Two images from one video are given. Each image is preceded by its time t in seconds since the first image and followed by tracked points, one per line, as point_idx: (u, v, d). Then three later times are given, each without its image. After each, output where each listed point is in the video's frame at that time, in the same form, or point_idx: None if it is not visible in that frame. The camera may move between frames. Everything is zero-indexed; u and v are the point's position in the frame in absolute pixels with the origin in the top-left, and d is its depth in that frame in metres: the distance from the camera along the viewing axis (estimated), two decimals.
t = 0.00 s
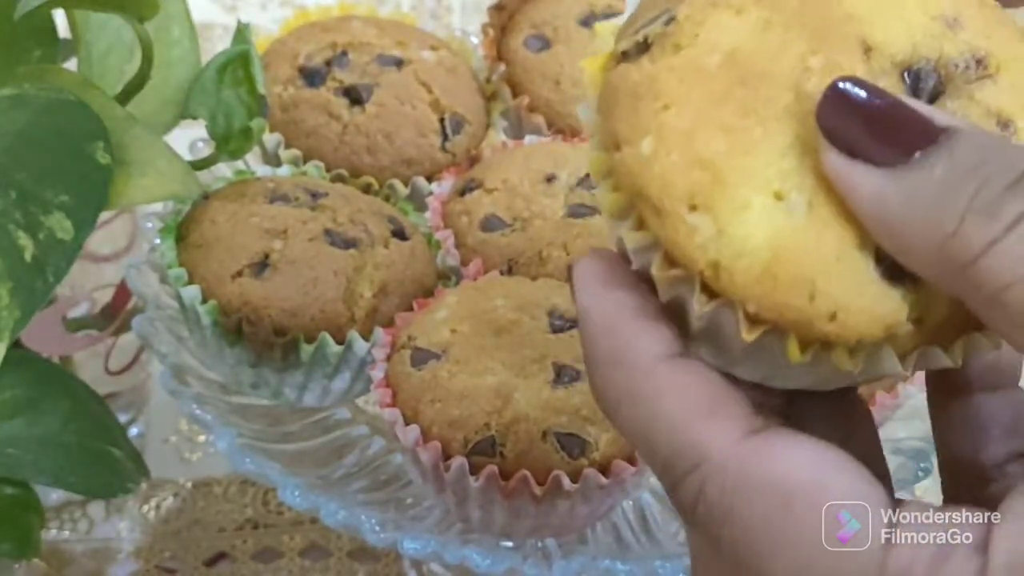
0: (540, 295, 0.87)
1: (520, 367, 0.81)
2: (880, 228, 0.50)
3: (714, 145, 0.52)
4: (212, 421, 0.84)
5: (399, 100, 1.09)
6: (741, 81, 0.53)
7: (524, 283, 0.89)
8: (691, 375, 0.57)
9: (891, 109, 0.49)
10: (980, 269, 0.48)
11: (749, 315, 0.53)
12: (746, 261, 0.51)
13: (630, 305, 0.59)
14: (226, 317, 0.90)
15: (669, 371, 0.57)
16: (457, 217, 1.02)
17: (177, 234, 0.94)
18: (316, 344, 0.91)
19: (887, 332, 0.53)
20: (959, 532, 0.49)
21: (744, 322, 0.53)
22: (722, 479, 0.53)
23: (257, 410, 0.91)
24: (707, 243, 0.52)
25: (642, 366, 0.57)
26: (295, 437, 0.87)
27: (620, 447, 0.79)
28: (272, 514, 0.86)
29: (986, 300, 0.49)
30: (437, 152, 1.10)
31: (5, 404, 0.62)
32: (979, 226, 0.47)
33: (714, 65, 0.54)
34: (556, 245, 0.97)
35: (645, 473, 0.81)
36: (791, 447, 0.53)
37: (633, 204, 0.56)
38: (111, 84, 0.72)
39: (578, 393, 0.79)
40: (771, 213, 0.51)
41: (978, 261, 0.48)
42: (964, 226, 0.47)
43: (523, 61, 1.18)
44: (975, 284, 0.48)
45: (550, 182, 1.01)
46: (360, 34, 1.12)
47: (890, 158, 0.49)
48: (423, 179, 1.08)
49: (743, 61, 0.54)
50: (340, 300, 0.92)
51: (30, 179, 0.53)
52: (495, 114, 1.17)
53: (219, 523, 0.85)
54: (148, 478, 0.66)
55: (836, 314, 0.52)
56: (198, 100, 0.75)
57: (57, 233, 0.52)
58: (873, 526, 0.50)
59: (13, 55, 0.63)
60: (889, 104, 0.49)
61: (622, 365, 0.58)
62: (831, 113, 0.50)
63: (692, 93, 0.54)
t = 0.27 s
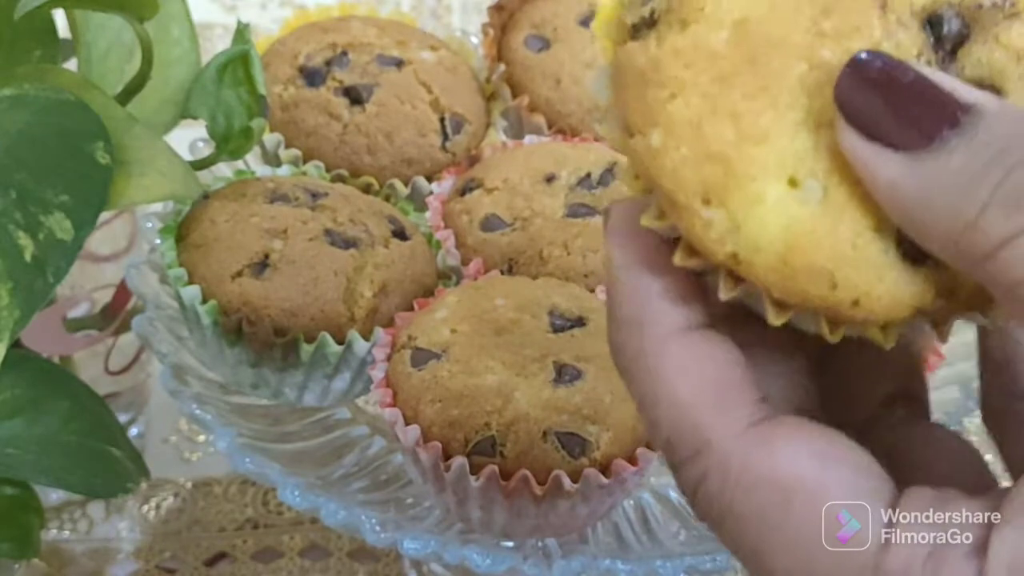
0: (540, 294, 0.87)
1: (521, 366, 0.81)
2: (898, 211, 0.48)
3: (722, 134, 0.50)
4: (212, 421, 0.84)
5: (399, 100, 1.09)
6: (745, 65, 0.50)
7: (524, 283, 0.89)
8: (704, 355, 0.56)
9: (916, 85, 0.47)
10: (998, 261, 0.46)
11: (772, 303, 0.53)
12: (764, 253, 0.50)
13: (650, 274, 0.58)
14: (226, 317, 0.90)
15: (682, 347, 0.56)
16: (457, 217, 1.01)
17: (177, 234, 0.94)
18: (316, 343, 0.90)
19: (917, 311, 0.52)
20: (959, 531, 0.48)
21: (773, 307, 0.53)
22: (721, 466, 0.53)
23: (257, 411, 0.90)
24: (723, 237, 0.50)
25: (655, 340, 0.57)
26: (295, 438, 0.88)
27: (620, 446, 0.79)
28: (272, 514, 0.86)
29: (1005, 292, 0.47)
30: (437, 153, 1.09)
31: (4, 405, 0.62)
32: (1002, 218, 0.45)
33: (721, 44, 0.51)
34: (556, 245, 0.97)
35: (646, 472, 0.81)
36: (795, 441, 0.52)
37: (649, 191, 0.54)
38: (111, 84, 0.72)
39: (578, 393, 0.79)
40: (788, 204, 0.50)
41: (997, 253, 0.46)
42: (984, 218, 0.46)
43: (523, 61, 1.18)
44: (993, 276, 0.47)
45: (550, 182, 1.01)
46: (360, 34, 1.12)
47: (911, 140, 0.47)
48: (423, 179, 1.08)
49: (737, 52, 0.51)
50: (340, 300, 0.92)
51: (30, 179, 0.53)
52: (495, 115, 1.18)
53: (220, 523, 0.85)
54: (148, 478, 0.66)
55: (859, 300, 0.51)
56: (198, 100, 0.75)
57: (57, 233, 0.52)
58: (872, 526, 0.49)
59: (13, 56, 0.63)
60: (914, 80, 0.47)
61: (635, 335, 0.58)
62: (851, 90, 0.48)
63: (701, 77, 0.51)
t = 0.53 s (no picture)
0: (539, 295, 0.87)
1: (521, 367, 0.81)
2: (933, 199, 0.47)
3: (764, 111, 0.49)
4: (213, 421, 0.84)
5: (399, 100, 1.09)
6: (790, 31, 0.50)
7: (524, 283, 0.89)
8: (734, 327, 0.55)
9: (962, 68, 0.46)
10: None
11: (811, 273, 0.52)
12: (805, 231, 0.49)
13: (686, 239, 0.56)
14: (226, 316, 0.90)
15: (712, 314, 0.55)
16: (457, 217, 1.02)
17: (178, 233, 0.95)
18: (316, 343, 0.90)
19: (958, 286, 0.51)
20: (960, 532, 0.48)
21: (807, 277, 0.52)
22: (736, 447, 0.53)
23: (258, 410, 0.91)
24: (762, 216, 0.50)
25: (686, 307, 0.55)
26: (296, 438, 0.88)
27: (619, 446, 0.79)
28: (273, 513, 0.87)
29: None
30: (437, 153, 1.10)
31: (4, 404, 0.63)
32: None
33: (761, 16, 0.50)
34: (556, 245, 0.97)
35: (645, 472, 0.81)
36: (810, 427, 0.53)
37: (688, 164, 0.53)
38: (112, 84, 0.73)
39: (578, 393, 0.79)
40: (828, 178, 0.49)
41: None
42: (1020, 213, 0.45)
43: (523, 61, 1.18)
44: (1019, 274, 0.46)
45: (550, 183, 1.01)
46: (360, 34, 1.13)
47: (949, 125, 0.46)
48: (423, 179, 1.08)
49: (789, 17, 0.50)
50: (341, 300, 0.92)
51: (30, 179, 0.54)
52: (495, 115, 1.18)
53: (220, 522, 0.86)
54: (149, 477, 0.67)
55: (900, 278, 0.49)
56: (198, 100, 0.76)
57: (58, 233, 0.53)
58: (873, 526, 0.50)
59: (15, 56, 0.64)
60: (960, 63, 0.46)
61: (665, 298, 0.56)
62: (895, 69, 0.47)
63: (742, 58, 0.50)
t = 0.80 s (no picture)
0: (539, 295, 0.87)
1: (520, 367, 0.81)
2: (907, 222, 0.49)
3: (731, 159, 0.51)
4: (213, 421, 0.84)
5: (399, 100, 1.09)
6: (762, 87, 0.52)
7: (524, 283, 0.89)
8: (702, 383, 0.55)
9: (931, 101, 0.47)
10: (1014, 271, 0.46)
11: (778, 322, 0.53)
12: (775, 272, 0.51)
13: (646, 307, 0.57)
14: (227, 317, 0.91)
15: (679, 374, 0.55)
16: (457, 217, 1.02)
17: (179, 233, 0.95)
18: (316, 343, 0.91)
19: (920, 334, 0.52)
20: (960, 531, 0.48)
21: (776, 330, 0.52)
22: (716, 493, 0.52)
23: (257, 410, 0.91)
24: (732, 260, 0.51)
25: (650, 361, 0.56)
26: (296, 437, 0.88)
27: (619, 447, 0.79)
28: (273, 513, 0.87)
29: (1017, 301, 0.47)
30: (437, 153, 1.10)
31: (5, 404, 0.63)
32: (1019, 226, 0.45)
33: (728, 75, 0.53)
34: (556, 245, 0.97)
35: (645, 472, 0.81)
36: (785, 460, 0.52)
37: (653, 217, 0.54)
38: (112, 85, 0.73)
39: (578, 393, 0.79)
40: (795, 227, 0.51)
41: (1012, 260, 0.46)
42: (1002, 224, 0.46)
43: (523, 62, 1.18)
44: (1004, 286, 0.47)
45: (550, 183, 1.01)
46: (360, 35, 1.13)
47: (922, 152, 0.47)
48: (423, 180, 1.08)
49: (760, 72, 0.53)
50: (340, 300, 0.92)
51: (31, 179, 0.54)
52: (495, 115, 1.18)
53: (220, 522, 0.86)
54: (149, 477, 0.67)
55: (865, 321, 0.51)
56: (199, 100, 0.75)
57: (58, 233, 0.54)
58: (873, 526, 0.49)
59: (15, 56, 0.64)
60: (926, 96, 0.48)
61: (632, 366, 0.56)
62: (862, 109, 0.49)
63: (711, 104, 0.52)
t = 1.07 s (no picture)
0: (539, 294, 0.87)
1: (521, 366, 0.81)
2: (914, 193, 0.49)
3: (752, 117, 0.52)
4: (213, 421, 0.84)
5: (399, 100, 1.09)
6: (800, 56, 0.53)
7: (524, 283, 0.89)
8: (705, 350, 0.56)
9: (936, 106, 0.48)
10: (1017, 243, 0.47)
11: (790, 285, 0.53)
12: (789, 232, 0.51)
13: (649, 269, 0.57)
14: (227, 316, 0.91)
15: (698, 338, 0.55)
16: (457, 217, 1.02)
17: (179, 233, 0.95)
18: (316, 343, 0.91)
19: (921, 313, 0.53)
20: (959, 531, 0.47)
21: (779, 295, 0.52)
22: (721, 460, 0.52)
23: (257, 410, 0.91)
24: (749, 215, 0.51)
25: (651, 325, 0.56)
26: (296, 437, 0.88)
27: (619, 446, 0.79)
28: (273, 513, 0.87)
29: (1017, 276, 0.47)
30: (437, 152, 1.10)
31: (6, 404, 0.64)
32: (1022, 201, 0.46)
33: (753, 45, 0.53)
34: (556, 246, 0.97)
35: (645, 471, 0.81)
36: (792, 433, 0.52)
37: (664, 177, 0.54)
38: (113, 85, 0.73)
39: (577, 392, 0.79)
40: (814, 187, 0.51)
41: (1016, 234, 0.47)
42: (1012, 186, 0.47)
43: (523, 62, 1.18)
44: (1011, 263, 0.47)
45: (550, 183, 1.01)
46: (360, 35, 1.13)
47: (938, 129, 0.48)
48: (423, 180, 1.08)
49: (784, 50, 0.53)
50: (340, 300, 0.92)
51: (32, 180, 0.54)
52: (495, 115, 1.17)
53: (220, 522, 0.86)
54: (150, 477, 0.67)
55: (873, 286, 0.51)
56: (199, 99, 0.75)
57: (58, 233, 0.54)
58: (873, 526, 0.48)
59: (15, 54, 0.64)
60: (934, 79, 0.49)
61: (632, 330, 0.56)
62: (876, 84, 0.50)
63: (732, 75, 0.53)
